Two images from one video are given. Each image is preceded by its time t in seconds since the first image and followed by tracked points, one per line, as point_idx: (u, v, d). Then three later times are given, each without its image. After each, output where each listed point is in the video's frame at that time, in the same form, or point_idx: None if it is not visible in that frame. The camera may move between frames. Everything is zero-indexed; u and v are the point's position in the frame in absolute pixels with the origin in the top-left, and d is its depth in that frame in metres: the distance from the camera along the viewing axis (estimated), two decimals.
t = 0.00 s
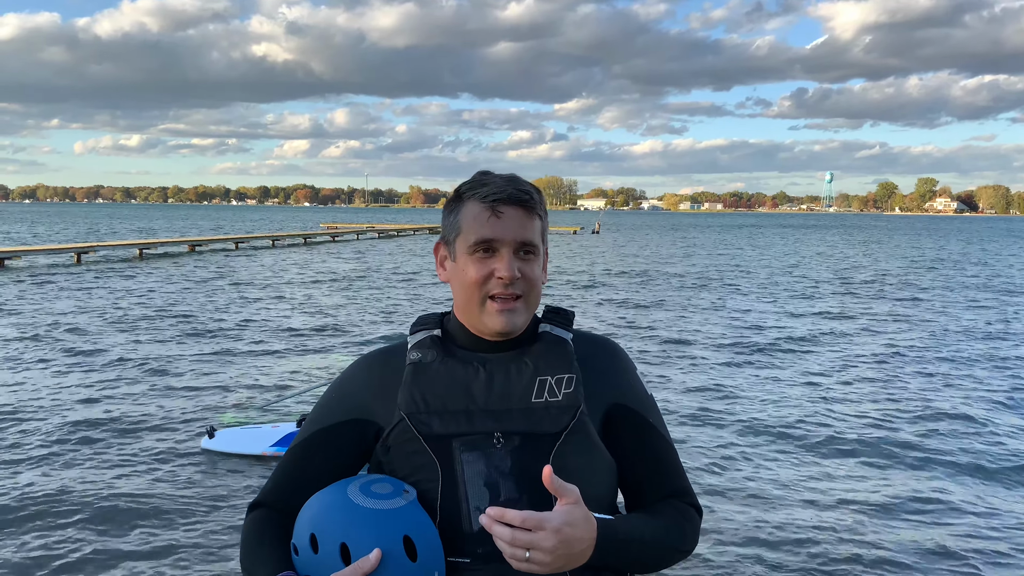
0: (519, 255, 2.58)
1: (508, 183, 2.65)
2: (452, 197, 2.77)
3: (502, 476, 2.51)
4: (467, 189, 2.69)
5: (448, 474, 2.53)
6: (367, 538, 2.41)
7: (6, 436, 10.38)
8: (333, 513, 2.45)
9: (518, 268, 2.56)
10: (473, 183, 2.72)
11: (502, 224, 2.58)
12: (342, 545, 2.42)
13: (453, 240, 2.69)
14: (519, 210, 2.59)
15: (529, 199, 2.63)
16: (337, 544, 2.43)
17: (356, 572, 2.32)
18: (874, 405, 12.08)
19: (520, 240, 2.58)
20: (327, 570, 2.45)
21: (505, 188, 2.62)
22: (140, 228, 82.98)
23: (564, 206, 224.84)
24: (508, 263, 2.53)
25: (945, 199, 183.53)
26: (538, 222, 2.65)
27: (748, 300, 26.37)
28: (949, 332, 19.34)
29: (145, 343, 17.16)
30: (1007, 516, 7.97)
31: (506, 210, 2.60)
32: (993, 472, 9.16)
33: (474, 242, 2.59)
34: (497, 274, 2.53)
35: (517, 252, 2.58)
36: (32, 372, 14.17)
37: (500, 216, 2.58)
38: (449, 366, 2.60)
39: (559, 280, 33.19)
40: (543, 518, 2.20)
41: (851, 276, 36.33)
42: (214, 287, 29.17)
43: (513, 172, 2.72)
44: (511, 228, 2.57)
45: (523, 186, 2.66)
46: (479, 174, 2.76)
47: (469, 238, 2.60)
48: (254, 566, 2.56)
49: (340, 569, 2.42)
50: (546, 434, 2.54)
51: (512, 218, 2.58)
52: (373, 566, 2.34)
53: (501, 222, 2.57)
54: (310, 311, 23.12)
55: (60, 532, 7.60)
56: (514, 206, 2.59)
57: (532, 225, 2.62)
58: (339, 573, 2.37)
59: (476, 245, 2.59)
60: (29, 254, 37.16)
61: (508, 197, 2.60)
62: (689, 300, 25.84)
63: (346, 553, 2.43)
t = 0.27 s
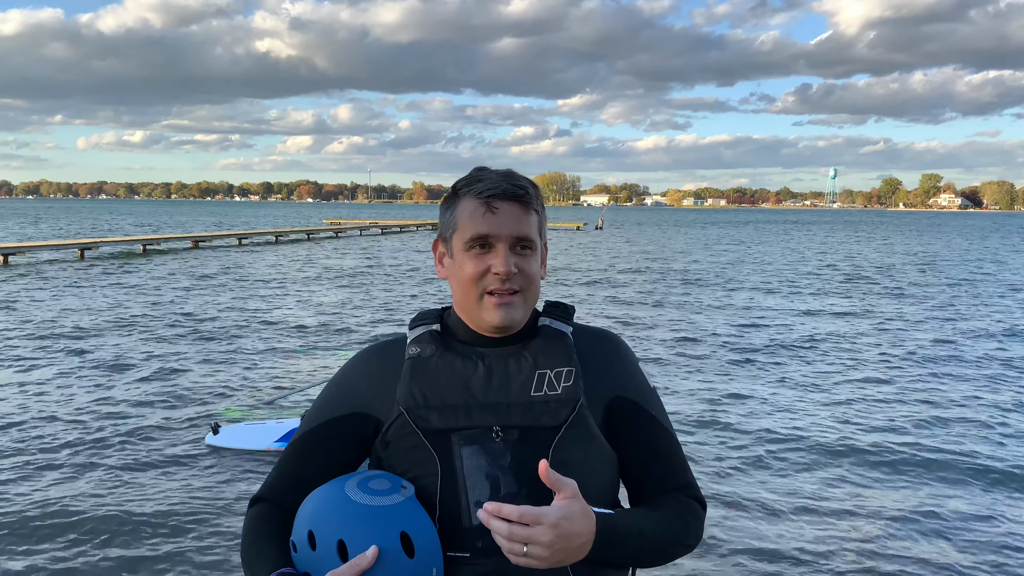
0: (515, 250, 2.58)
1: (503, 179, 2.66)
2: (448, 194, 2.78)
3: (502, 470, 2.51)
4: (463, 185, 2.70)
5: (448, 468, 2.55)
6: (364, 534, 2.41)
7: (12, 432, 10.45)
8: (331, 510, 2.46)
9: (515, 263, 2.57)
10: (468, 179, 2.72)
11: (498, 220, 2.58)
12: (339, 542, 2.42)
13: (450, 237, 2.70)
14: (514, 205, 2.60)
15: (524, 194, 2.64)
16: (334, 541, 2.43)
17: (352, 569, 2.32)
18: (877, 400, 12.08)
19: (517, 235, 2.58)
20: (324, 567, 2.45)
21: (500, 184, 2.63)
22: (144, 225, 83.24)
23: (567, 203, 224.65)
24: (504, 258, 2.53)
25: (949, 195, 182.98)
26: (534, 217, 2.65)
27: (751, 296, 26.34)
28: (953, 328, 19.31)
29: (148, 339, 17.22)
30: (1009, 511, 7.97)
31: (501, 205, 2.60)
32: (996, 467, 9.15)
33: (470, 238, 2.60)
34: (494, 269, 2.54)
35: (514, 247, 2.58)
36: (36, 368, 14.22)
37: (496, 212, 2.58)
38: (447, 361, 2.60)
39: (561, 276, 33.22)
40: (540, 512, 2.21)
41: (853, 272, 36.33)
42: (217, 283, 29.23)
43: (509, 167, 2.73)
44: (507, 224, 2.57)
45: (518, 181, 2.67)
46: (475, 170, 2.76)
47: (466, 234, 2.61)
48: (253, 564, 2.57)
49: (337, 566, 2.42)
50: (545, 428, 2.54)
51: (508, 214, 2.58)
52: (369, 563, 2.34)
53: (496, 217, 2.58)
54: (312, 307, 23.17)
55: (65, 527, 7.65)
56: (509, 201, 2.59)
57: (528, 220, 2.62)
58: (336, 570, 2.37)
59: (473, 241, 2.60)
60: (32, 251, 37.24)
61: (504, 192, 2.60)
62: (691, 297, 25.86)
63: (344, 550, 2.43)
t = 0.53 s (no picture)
0: (514, 249, 2.58)
1: (502, 178, 2.66)
2: (448, 193, 2.78)
3: (501, 469, 2.52)
4: (462, 184, 2.70)
5: (446, 466, 2.56)
6: (362, 532, 2.42)
7: (17, 428, 10.50)
8: (329, 508, 2.47)
9: (514, 262, 2.57)
10: (467, 178, 2.73)
11: (496, 219, 2.59)
12: (338, 540, 2.43)
13: (449, 236, 2.71)
14: (513, 204, 2.60)
15: (523, 193, 2.64)
16: (333, 539, 2.44)
17: (349, 567, 2.33)
18: (880, 399, 12.07)
19: (515, 234, 2.58)
20: (323, 565, 2.46)
21: (499, 183, 2.63)
22: (148, 221, 83.40)
23: (570, 201, 224.51)
24: (503, 257, 2.54)
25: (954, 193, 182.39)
26: (533, 216, 2.66)
27: (754, 294, 26.32)
28: (957, 326, 19.29)
29: (152, 336, 17.27)
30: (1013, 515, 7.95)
31: (500, 205, 2.61)
32: (1000, 468, 9.13)
33: (469, 237, 2.61)
34: (492, 268, 2.54)
35: (513, 246, 2.58)
36: (41, 365, 14.28)
37: (494, 211, 2.59)
38: (446, 359, 2.61)
39: (565, 273, 33.22)
40: (535, 510, 2.22)
41: (857, 269, 36.26)
42: (221, 280, 29.29)
43: (508, 166, 2.73)
44: (506, 223, 2.58)
45: (517, 180, 2.67)
46: (474, 168, 2.77)
47: (465, 233, 2.61)
48: (252, 561, 2.58)
49: (336, 564, 2.43)
50: (544, 427, 2.54)
51: (506, 213, 2.59)
52: (367, 560, 2.34)
53: (495, 216, 2.58)
54: (316, 304, 23.21)
55: (70, 522, 7.69)
56: (508, 200, 2.60)
57: (527, 219, 2.62)
58: (334, 567, 2.38)
59: (472, 239, 2.60)
60: (38, 247, 37.38)
61: (502, 191, 2.61)
62: (695, 294, 25.86)
63: (342, 548, 2.44)
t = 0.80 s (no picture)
0: (516, 245, 2.59)
1: (503, 174, 2.67)
2: (450, 190, 2.79)
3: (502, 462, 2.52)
4: (463, 181, 2.72)
5: (449, 460, 2.58)
6: (367, 522, 2.45)
7: (23, 425, 10.54)
8: (335, 498, 2.50)
9: (516, 258, 2.58)
10: (468, 175, 2.74)
11: (498, 215, 2.59)
12: (342, 529, 2.46)
13: (452, 233, 2.72)
14: (514, 200, 2.61)
15: (524, 188, 2.65)
16: (338, 529, 2.46)
17: (353, 556, 2.35)
18: (883, 398, 12.07)
19: (517, 230, 2.59)
20: (328, 555, 2.49)
21: (499, 179, 2.65)
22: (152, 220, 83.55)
23: (572, 199, 224.51)
24: (505, 253, 2.55)
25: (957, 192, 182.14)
26: (534, 212, 2.67)
27: (758, 293, 26.31)
28: (960, 325, 19.26)
29: (156, 334, 17.33)
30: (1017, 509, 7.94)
31: (501, 200, 2.61)
32: (1004, 464, 9.11)
33: (471, 234, 2.62)
34: (495, 264, 2.56)
35: (515, 242, 2.59)
36: (45, 363, 14.32)
37: (496, 207, 2.59)
38: (450, 354, 2.64)
39: (567, 272, 33.28)
40: (519, 452, 2.22)
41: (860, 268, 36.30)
42: (224, 278, 29.37)
43: (509, 162, 2.74)
44: (507, 219, 2.58)
45: (518, 176, 2.68)
46: (475, 165, 2.78)
47: (467, 230, 2.62)
48: (258, 551, 2.58)
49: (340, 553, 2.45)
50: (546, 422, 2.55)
51: (507, 209, 2.59)
52: (372, 549, 2.36)
53: (497, 212, 2.59)
54: (319, 302, 23.27)
55: (76, 519, 7.72)
56: (509, 196, 2.61)
57: (528, 214, 2.63)
58: (338, 555, 2.40)
59: (474, 236, 2.61)
60: (41, 246, 37.45)
61: (503, 187, 2.62)
62: (697, 293, 25.90)
63: (347, 538, 2.46)
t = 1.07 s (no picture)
0: (522, 242, 2.59)
1: (508, 172, 2.70)
2: (457, 191, 2.83)
3: (505, 457, 2.55)
4: (471, 181, 2.75)
5: (452, 454, 2.61)
6: (368, 512, 2.46)
7: (27, 423, 10.60)
8: (338, 488, 2.51)
9: (522, 255, 2.58)
10: (476, 175, 2.78)
11: (503, 212, 2.61)
12: (344, 518, 2.48)
13: (459, 232, 2.75)
14: (519, 198, 2.63)
15: (528, 185, 2.67)
16: (340, 518, 2.49)
17: (353, 545, 2.37)
18: (885, 397, 12.07)
19: (522, 226, 2.60)
20: (331, 543, 2.51)
21: (505, 177, 2.67)
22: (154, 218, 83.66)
23: (574, 198, 224.45)
24: (509, 249, 2.55)
25: (959, 192, 181.86)
26: (540, 208, 2.67)
27: (760, 292, 26.30)
28: (963, 324, 19.25)
29: (158, 332, 17.39)
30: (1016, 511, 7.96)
31: (505, 197, 2.64)
32: (1005, 465, 9.13)
33: (477, 230, 2.63)
34: (500, 261, 2.55)
35: (520, 238, 2.60)
36: (48, 361, 14.39)
37: (500, 204, 2.62)
38: (458, 349, 2.65)
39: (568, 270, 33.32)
40: (537, 387, 2.17)
41: (861, 267, 36.30)
42: (226, 277, 29.45)
43: (514, 161, 2.77)
44: (512, 216, 2.60)
45: (523, 173, 2.70)
46: (482, 165, 2.81)
47: (473, 228, 2.64)
48: (269, 537, 2.65)
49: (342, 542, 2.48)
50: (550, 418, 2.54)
51: (512, 206, 2.61)
52: (371, 538, 2.38)
53: (501, 209, 2.61)
54: (321, 300, 23.35)
55: (81, 516, 7.76)
56: (513, 193, 2.63)
57: (534, 211, 2.64)
58: (339, 544, 2.43)
59: (480, 233, 2.63)
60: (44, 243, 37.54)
61: (508, 185, 2.65)
62: (698, 291, 25.95)
63: (348, 527, 2.48)
